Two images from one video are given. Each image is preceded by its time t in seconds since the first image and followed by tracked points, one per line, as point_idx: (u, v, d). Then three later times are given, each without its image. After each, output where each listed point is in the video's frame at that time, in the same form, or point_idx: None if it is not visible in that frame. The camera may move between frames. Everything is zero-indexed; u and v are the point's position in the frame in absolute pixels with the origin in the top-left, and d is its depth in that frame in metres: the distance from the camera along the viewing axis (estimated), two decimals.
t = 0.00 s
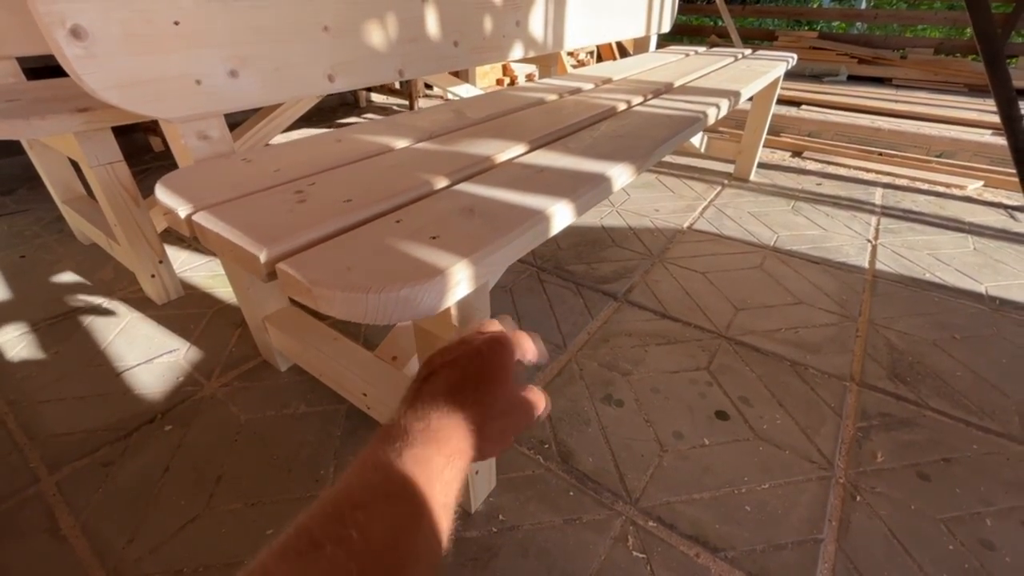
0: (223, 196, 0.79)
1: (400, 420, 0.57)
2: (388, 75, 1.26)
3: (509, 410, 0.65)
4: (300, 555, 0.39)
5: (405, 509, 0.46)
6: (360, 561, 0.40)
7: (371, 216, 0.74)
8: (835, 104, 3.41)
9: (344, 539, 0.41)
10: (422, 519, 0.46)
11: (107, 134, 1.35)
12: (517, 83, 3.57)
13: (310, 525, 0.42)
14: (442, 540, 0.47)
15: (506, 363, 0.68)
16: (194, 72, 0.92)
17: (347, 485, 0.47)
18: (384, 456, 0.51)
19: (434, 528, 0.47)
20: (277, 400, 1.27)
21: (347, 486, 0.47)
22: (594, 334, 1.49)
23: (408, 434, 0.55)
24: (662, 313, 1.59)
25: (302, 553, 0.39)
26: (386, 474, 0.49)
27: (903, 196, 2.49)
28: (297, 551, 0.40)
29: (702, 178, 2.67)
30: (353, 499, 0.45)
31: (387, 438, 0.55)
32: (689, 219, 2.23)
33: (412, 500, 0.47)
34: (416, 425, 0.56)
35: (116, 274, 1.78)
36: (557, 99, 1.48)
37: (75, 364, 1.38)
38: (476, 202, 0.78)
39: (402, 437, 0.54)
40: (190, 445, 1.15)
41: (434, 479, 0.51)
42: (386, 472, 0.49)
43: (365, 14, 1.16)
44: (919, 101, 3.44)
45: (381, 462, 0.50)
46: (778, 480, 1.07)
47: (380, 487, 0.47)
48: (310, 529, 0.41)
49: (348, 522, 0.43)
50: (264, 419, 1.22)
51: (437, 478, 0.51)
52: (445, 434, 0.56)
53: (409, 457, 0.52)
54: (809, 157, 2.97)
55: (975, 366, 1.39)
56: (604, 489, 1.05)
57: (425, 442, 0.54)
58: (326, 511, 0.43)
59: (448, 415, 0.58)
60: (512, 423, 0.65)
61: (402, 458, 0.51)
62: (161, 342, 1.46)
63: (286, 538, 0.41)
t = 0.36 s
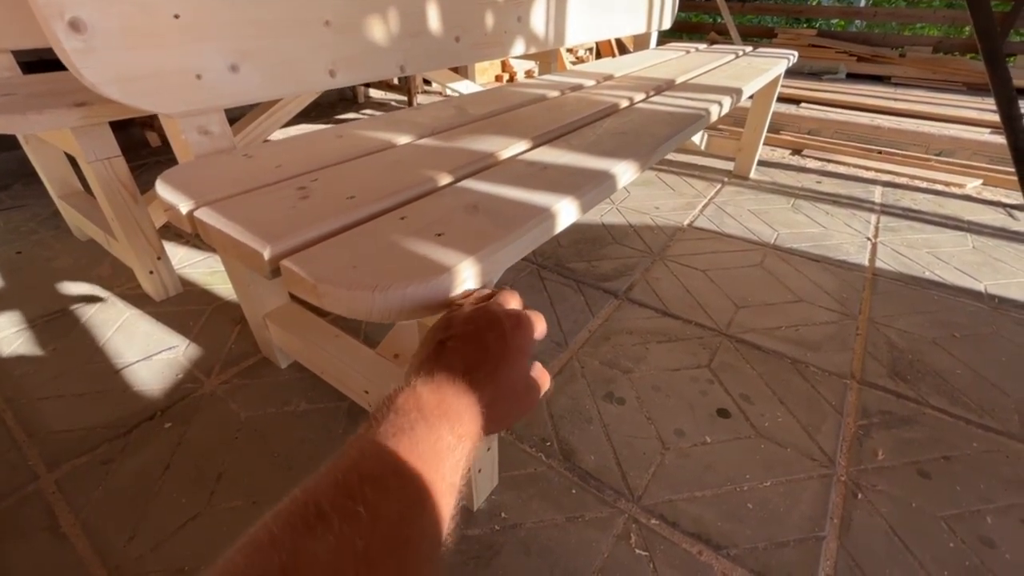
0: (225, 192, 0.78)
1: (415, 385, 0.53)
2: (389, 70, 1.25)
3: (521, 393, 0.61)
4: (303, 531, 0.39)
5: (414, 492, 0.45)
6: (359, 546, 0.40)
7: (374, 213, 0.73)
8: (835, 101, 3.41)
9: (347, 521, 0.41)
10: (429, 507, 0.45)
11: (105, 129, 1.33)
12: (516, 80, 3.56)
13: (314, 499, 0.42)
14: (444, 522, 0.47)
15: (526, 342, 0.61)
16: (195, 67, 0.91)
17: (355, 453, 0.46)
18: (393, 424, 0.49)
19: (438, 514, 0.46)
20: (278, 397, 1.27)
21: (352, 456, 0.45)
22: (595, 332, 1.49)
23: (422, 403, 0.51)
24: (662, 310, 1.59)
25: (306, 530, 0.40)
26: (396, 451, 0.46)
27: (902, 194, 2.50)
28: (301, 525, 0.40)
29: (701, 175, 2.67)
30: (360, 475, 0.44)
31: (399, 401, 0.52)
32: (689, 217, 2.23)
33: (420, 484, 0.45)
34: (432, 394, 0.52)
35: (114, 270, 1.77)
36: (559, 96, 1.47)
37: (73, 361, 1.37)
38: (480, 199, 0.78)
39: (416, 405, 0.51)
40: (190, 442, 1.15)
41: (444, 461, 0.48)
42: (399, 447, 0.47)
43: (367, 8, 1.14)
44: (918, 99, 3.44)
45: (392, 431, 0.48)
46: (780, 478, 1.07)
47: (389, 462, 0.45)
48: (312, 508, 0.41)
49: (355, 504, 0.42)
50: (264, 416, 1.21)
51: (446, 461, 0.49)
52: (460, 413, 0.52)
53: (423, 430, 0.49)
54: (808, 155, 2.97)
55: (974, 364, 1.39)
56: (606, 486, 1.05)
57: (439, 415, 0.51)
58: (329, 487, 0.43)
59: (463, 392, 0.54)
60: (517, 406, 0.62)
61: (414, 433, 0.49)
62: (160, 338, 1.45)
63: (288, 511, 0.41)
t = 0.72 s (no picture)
0: (221, 184, 0.77)
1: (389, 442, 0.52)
2: (387, 62, 1.24)
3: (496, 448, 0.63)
4: None
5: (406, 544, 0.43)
6: None
7: (373, 206, 0.72)
8: (833, 98, 3.40)
9: None
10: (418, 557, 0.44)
11: (98, 120, 1.31)
12: (514, 74, 3.54)
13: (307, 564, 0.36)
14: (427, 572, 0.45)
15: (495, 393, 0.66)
16: (189, 57, 0.90)
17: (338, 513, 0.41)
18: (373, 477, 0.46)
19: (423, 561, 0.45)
20: (275, 392, 1.26)
21: (336, 511, 0.41)
22: (594, 328, 1.48)
23: (402, 453, 0.50)
24: (661, 307, 1.59)
25: None
26: (386, 501, 0.44)
27: (899, 191, 2.50)
28: None
29: (700, 171, 2.67)
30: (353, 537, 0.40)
31: (372, 457, 0.49)
32: (688, 213, 2.22)
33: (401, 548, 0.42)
34: (407, 447, 0.52)
35: (108, 264, 1.75)
36: (558, 90, 1.46)
37: (67, 356, 1.36)
38: (481, 193, 0.77)
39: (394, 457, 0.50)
40: (186, 438, 1.14)
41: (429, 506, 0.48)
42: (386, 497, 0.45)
43: None
44: (916, 97, 3.44)
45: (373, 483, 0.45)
46: (778, 474, 1.07)
47: (379, 517, 0.43)
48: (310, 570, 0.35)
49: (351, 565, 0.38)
50: (261, 411, 1.20)
51: (431, 507, 0.48)
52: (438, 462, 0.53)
53: (407, 477, 0.48)
54: (807, 152, 2.97)
55: (971, 361, 1.40)
56: (604, 482, 1.05)
57: (422, 460, 0.51)
58: (318, 550, 0.37)
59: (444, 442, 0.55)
60: (499, 453, 0.63)
61: (396, 480, 0.47)
62: (155, 333, 1.44)
63: None
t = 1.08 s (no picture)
0: (221, 170, 0.76)
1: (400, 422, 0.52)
2: (388, 51, 1.22)
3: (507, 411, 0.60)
4: (335, 559, 0.35)
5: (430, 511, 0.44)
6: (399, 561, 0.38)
7: (377, 193, 0.71)
8: (832, 94, 3.40)
9: (377, 546, 0.38)
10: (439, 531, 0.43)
11: (93, 108, 1.29)
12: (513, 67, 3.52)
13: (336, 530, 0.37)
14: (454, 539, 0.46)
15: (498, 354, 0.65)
16: (188, 42, 0.88)
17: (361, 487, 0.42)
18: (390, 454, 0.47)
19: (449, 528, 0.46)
20: (274, 384, 1.25)
21: (352, 497, 0.40)
22: (595, 321, 1.48)
23: (415, 430, 0.51)
24: (662, 300, 1.58)
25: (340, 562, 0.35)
26: (400, 488, 0.43)
27: (898, 187, 2.50)
28: (331, 555, 0.35)
29: (700, 166, 2.66)
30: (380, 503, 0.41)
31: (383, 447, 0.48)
32: (688, 207, 2.22)
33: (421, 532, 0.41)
34: (415, 431, 0.51)
35: (103, 255, 1.73)
36: (560, 81, 1.45)
37: (62, 347, 1.34)
38: (486, 180, 0.76)
39: (408, 435, 0.50)
40: (184, 430, 1.13)
41: (446, 478, 0.49)
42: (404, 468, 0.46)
43: None
44: (914, 93, 3.45)
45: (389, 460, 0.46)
46: (780, 467, 1.07)
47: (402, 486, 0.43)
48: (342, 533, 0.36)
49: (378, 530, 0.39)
50: (260, 403, 1.19)
51: (444, 485, 0.48)
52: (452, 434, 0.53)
53: (423, 449, 0.49)
54: (806, 148, 2.97)
55: (971, 355, 1.40)
56: (607, 474, 1.05)
57: (437, 433, 0.52)
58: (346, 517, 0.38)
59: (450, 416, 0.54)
60: (519, 406, 0.61)
61: (408, 464, 0.46)
62: (152, 325, 1.42)
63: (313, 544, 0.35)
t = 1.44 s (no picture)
0: (206, 163, 0.74)
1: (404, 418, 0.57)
2: (379, 44, 1.20)
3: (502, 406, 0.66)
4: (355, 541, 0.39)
5: (435, 491, 0.49)
6: (413, 535, 0.43)
7: (365, 186, 0.70)
8: (829, 91, 3.40)
9: (390, 522, 0.42)
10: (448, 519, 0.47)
11: (80, 100, 1.27)
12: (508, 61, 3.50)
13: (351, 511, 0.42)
14: (459, 519, 0.51)
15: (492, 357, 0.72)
16: (173, 31, 0.86)
17: (371, 475, 0.47)
18: (396, 443, 0.52)
19: (454, 508, 0.51)
20: (264, 381, 1.23)
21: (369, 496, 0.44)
22: (589, 318, 1.47)
23: (420, 421, 0.56)
24: (657, 297, 1.57)
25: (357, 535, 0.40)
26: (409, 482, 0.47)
27: (894, 184, 2.50)
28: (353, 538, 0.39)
29: (696, 163, 2.65)
30: (389, 487, 0.46)
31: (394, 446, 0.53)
32: (683, 204, 2.21)
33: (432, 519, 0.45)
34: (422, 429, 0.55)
35: (92, 250, 1.70)
36: (555, 75, 1.44)
37: (49, 344, 1.32)
38: (476, 174, 0.74)
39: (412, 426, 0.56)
40: (172, 427, 1.11)
41: (450, 462, 0.54)
42: (410, 457, 0.51)
43: None
44: (911, 90, 3.45)
45: (395, 449, 0.52)
46: (774, 464, 1.07)
47: (409, 471, 0.49)
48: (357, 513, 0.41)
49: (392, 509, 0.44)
50: (250, 400, 1.18)
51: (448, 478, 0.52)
52: (452, 423, 0.58)
53: (428, 439, 0.54)
54: (802, 144, 2.97)
55: (964, 352, 1.40)
56: (600, 472, 1.04)
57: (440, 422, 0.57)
58: (361, 499, 0.43)
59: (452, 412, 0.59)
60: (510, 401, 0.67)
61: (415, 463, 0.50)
62: (141, 321, 1.40)
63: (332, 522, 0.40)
